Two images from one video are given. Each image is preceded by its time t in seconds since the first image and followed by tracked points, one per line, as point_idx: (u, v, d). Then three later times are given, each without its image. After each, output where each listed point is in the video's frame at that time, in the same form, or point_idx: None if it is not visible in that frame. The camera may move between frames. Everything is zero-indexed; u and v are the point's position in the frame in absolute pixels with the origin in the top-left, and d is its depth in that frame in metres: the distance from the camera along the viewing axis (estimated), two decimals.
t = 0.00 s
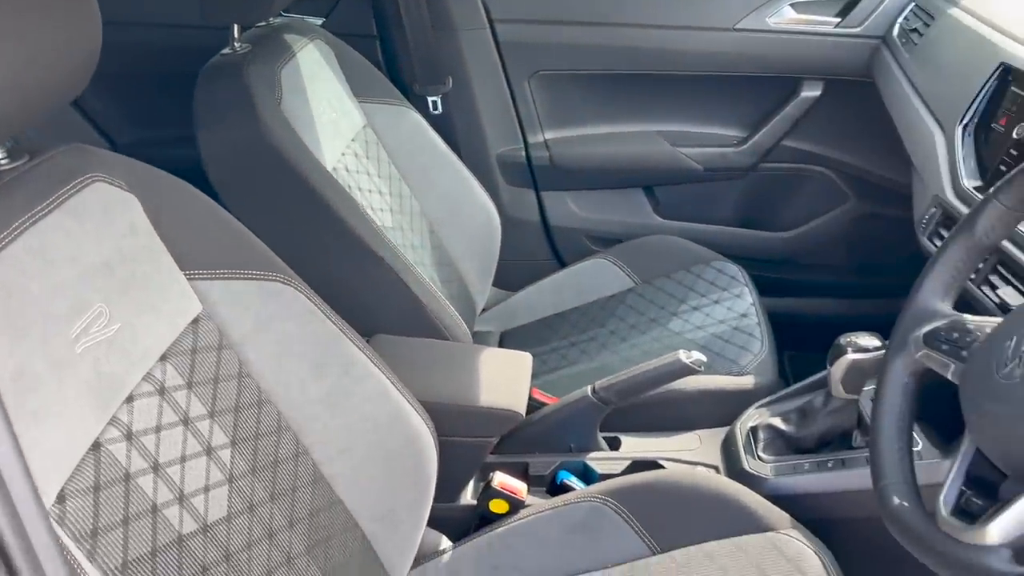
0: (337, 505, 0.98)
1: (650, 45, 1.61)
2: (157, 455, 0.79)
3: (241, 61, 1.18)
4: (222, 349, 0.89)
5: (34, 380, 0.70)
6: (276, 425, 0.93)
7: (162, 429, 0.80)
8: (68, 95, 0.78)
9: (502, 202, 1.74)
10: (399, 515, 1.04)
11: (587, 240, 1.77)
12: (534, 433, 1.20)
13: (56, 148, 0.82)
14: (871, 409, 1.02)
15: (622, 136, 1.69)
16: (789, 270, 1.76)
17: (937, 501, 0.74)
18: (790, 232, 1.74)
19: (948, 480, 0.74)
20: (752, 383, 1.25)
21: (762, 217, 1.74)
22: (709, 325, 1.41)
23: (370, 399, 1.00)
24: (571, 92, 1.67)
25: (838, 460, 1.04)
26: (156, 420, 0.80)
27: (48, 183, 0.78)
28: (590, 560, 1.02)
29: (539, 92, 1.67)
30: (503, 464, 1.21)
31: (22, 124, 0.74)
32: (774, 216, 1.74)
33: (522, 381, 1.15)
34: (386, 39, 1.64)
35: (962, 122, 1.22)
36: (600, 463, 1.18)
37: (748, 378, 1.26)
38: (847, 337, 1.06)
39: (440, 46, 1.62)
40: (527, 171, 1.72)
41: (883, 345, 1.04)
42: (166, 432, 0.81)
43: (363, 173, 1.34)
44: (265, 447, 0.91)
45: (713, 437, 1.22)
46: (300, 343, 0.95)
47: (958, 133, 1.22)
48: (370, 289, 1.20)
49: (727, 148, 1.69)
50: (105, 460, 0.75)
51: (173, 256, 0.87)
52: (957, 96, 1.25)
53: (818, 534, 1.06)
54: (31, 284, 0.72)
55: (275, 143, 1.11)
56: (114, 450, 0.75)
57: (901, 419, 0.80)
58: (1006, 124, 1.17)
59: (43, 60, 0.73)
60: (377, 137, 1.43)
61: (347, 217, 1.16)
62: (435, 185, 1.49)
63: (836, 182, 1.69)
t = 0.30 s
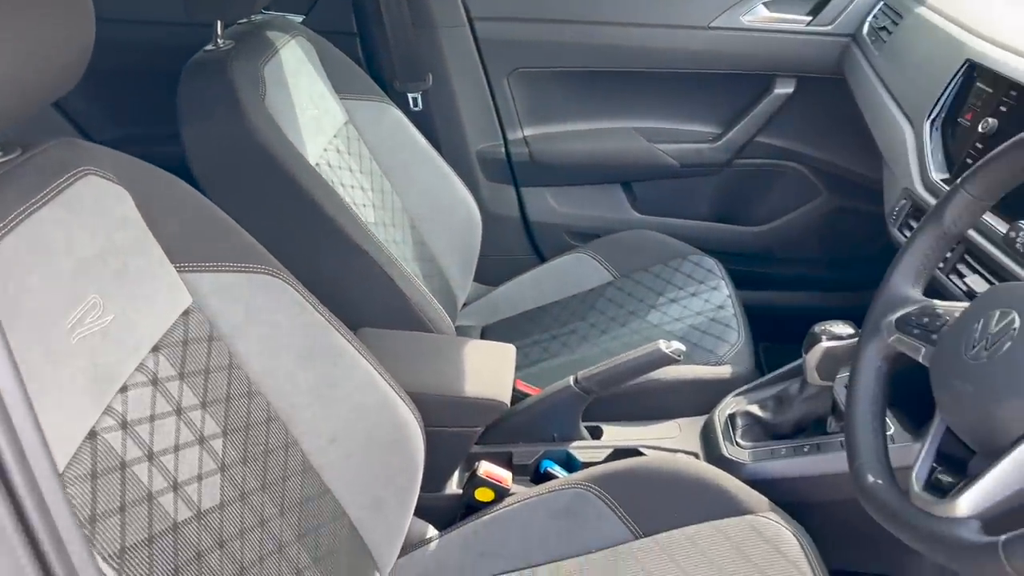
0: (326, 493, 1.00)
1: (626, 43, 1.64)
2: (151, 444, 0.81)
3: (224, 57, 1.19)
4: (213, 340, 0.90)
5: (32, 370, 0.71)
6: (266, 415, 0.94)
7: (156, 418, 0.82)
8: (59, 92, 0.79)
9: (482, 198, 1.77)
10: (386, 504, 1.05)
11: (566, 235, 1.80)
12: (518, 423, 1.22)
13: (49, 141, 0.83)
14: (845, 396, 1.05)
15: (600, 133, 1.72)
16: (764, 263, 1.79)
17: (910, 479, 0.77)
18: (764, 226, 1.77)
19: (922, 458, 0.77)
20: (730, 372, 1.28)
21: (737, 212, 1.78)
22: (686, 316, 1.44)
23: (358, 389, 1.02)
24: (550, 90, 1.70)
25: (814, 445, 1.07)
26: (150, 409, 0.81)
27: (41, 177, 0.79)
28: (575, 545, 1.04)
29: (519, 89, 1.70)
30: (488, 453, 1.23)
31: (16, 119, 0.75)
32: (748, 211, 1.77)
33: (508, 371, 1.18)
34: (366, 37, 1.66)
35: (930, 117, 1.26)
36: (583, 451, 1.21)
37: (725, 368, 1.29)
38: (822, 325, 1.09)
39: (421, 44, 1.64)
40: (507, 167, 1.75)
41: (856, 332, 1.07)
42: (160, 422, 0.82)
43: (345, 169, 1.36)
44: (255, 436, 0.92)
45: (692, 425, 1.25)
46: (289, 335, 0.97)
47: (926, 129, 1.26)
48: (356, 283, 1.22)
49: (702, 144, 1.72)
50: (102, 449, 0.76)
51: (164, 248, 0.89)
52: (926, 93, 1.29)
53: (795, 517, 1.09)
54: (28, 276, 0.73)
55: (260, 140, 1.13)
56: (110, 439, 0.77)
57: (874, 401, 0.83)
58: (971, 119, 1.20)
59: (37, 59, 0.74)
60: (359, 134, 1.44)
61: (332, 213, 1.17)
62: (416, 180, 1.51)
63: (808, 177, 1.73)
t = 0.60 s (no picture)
0: (317, 489, 1.01)
1: (607, 42, 1.66)
2: (144, 440, 0.81)
3: (209, 57, 1.19)
4: (203, 338, 0.91)
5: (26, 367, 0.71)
6: (255, 411, 0.95)
7: (148, 415, 0.82)
8: (49, 93, 0.80)
9: (466, 197, 1.78)
10: (376, 499, 1.06)
11: (549, 233, 1.82)
12: (504, 418, 1.24)
13: (37, 141, 0.84)
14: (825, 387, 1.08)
15: (581, 132, 1.74)
16: (743, 259, 1.82)
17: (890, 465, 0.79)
18: (743, 222, 1.80)
19: (899, 443, 0.79)
20: (711, 365, 1.31)
21: (716, 209, 1.80)
22: (668, 312, 1.46)
23: (346, 385, 1.03)
24: (532, 89, 1.71)
25: (794, 435, 1.09)
26: (142, 406, 0.82)
27: (32, 176, 0.80)
28: (562, 537, 1.06)
29: (500, 88, 1.71)
30: (475, 448, 1.25)
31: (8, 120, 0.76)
32: (727, 207, 1.80)
33: (494, 367, 1.19)
34: (349, 36, 1.67)
35: (904, 114, 1.29)
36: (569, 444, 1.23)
37: (706, 361, 1.32)
38: (801, 318, 1.10)
39: (403, 44, 1.65)
40: (489, 165, 1.76)
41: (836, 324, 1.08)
42: (152, 418, 0.83)
43: (330, 168, 1.36)
44: (246, 432, 0.93)
45: (676, 417, 1.27)
46: (278, 332, 0.97)
47: (901, 125, 1.28)
48: (343, 281, 1.23)
49: (682, 142, 1.74)
50: (96, 444, 0.77)
51: (152, 246, 0.89)
52: (900, 90, 1.31)
53: (777, 506, 1.12)
54: (21, 274, 0.74)
55: (246, 140, 1.13)
56: (104, 435, 0.77)
57: (853, 390, 0.85)
58: (944, 115, 1.23)
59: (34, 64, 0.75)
60: (342, 133, 1.45)
61: (318, 212, 1.18)
62: (400, 179, 1.52)
63: (786, 174, 1.76)
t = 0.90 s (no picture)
0: (304, 484, 1.02)
1: (585, 41, 1.68)
2: (134, 436, 0.82)
3: (190, 57, 1.20)
4: (190, 335, 0.91)
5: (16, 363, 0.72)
6: (243, 408, 0.96)
7: (138, 411, 0.83)
8: (35, 92, 0.80)
9: (447, 195, 1.79)
10: (363, 494, 1.07)
11: (530, 230, 1.84)
12: (488, 413, 1.26)
13: (24, 140, 0.85)
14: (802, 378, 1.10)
15: (561, 130, 1.76)
16: (721, 255, 1.85)
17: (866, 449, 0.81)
18: (721, 218, 1.82)
19: (874, 429, 0.81)
20: (691, 358, 1.34)
21: (693, 206, 1.83)
22: (648, 306, 1.49)
23: (333, 381, 1.04)
24: (511, 87, 1.73)
25: (773, 425, 1.12)
26: (131, 402, 0.82)
27: (19, 176, 0.80)
28: (548, 529, 1.08)
29: (480, 87, 1.72)
30: (460, 443, 1.27)
31: None
32: (704, 204, 1.82)
33: (479, 362, 1.21)
34: (329, 36, 1.68)
35: (877, 109, 1.31)
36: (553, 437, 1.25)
37: (687, 354, 1.34)
38: (779, 311, 1.14)
39: (383, 43, 1.66)
40: (470, 164, 1.78)
41: (811, 317, 1.12)
42: (142, 414, 0.83)
43: (312, 167, 1.37)
44: (234, 428, 0.94)
45: (657, 411, 1.30)
46: (265, 328, 0.98)
47: (873, 120, 1.31)
48: (327, 279, 1.24)
49: (660, 140, 1.77)
50: (87, 440, 0.77)
51: (139, 245, 0.90)
52: (873, 86, 1.34)
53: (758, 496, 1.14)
54: (10, 271, 0.74)
55: (229, 140, 1.14)
56: (95, 430, 0.78)
57: (830, 378, 0.87)
58: (915, 111, 1.26)
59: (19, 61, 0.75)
60: (323, 133, 1.46)
61: (302, 210, 1.20)
62: (381, 178, 1.53)
63: (762, 170, 1.79)
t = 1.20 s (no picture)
0: (291, 479, 1.03)
1: (562, 40, 1.69)
2: (122, 431, 0.83)
3: (170, 56, 1.20)
4: (175, 331, 0.92)
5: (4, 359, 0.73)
6: (229, 403, 0.96)
7: (126, 406, 0.83)
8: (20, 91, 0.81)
9: (427, 194, 1.81)
10: (349, 488, 1.08)
11: (510, 227, 1.85)
12: (472, 407, 1.28)
13: (8, 139, 0.85)
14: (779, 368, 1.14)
15: (540, 129, 1.77)
16: (699, 250, 1.87)
17: (842, 432, 0.83)
18: (697, 214, 1.85)
19: (850, 412, 0.83)
20: (671, 350, 1.36)
21: (671, 202, 1.85)
22: (628, 301, 1.51)
23: (319, 375, 1.04)
24: (488, 86, 1.75)
25: (752, 414, 1.15)
26: (118, 397, 0.83)
27: (4, 174, 0.81)
28: (533, 519, 1.10)
29: (458, 86, 1.74)
30: (444, 438, 1.28)
31: None
32: (681, 201, 1.85)
33: (462, 356, 1.22)
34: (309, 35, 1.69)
35: (849, 103, 1.34)
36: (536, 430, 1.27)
37: (667, 347, 1.37)
38: (756, 301, 1.19)
39: (362, 43, 1.67)
40: (450, 163, 1.79)
41: (787, 307, 1.17)
42: (129, 409, 0.84)
43: (292, 165, 1.38)
44: (220, 423, 0.94)
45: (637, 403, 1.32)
46: (249, 324, 0.99)
47: (846, 114, 1.34)
48: (309, 276, 1.25)
49: (638, 137, 1.79)
50: (75, 435, 0.78)
51: (124, 242, 0.91)
52: (845, 82, 1.37)
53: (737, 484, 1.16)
54: None
55: (211, 139, 1.15)
56: (83, 426, 0.79)
57: (806, 367, 0.89)
58: (886, 105, 1.28)
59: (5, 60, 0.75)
60: (304, 132, 1.46)
61: (284, 208, 1.20)
62: (361, 177, 1.54)
63: (738, 167, 1.81)
